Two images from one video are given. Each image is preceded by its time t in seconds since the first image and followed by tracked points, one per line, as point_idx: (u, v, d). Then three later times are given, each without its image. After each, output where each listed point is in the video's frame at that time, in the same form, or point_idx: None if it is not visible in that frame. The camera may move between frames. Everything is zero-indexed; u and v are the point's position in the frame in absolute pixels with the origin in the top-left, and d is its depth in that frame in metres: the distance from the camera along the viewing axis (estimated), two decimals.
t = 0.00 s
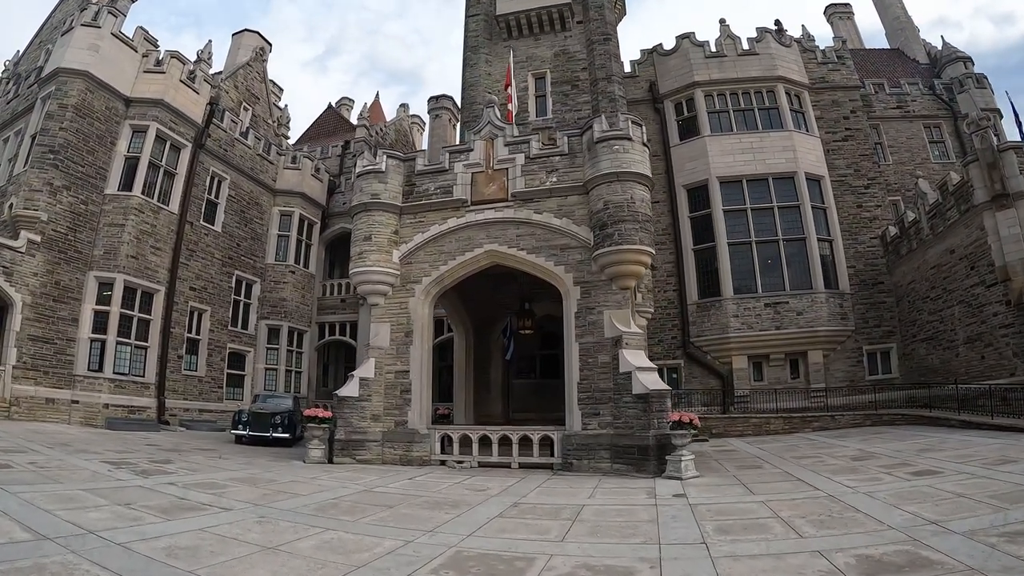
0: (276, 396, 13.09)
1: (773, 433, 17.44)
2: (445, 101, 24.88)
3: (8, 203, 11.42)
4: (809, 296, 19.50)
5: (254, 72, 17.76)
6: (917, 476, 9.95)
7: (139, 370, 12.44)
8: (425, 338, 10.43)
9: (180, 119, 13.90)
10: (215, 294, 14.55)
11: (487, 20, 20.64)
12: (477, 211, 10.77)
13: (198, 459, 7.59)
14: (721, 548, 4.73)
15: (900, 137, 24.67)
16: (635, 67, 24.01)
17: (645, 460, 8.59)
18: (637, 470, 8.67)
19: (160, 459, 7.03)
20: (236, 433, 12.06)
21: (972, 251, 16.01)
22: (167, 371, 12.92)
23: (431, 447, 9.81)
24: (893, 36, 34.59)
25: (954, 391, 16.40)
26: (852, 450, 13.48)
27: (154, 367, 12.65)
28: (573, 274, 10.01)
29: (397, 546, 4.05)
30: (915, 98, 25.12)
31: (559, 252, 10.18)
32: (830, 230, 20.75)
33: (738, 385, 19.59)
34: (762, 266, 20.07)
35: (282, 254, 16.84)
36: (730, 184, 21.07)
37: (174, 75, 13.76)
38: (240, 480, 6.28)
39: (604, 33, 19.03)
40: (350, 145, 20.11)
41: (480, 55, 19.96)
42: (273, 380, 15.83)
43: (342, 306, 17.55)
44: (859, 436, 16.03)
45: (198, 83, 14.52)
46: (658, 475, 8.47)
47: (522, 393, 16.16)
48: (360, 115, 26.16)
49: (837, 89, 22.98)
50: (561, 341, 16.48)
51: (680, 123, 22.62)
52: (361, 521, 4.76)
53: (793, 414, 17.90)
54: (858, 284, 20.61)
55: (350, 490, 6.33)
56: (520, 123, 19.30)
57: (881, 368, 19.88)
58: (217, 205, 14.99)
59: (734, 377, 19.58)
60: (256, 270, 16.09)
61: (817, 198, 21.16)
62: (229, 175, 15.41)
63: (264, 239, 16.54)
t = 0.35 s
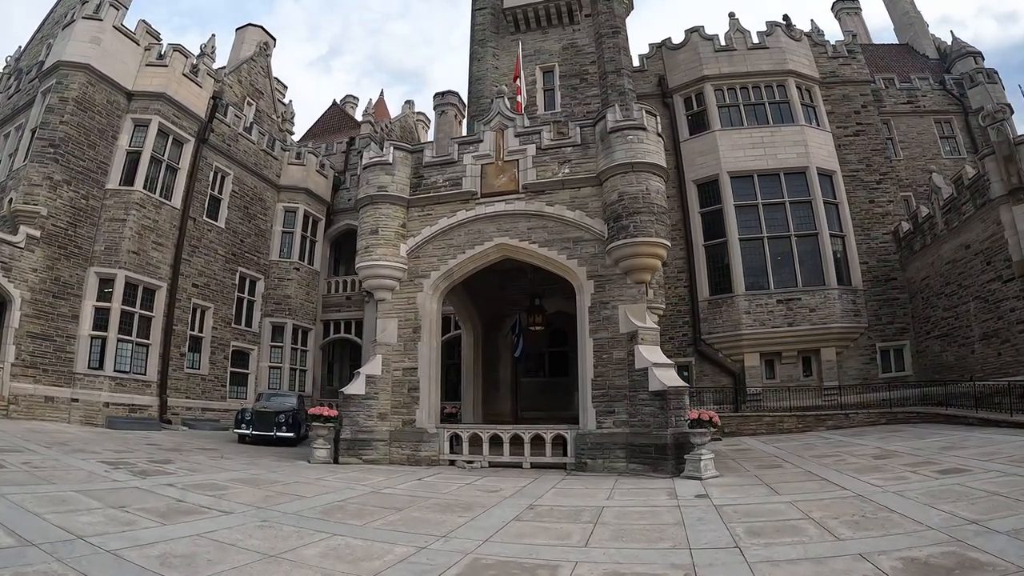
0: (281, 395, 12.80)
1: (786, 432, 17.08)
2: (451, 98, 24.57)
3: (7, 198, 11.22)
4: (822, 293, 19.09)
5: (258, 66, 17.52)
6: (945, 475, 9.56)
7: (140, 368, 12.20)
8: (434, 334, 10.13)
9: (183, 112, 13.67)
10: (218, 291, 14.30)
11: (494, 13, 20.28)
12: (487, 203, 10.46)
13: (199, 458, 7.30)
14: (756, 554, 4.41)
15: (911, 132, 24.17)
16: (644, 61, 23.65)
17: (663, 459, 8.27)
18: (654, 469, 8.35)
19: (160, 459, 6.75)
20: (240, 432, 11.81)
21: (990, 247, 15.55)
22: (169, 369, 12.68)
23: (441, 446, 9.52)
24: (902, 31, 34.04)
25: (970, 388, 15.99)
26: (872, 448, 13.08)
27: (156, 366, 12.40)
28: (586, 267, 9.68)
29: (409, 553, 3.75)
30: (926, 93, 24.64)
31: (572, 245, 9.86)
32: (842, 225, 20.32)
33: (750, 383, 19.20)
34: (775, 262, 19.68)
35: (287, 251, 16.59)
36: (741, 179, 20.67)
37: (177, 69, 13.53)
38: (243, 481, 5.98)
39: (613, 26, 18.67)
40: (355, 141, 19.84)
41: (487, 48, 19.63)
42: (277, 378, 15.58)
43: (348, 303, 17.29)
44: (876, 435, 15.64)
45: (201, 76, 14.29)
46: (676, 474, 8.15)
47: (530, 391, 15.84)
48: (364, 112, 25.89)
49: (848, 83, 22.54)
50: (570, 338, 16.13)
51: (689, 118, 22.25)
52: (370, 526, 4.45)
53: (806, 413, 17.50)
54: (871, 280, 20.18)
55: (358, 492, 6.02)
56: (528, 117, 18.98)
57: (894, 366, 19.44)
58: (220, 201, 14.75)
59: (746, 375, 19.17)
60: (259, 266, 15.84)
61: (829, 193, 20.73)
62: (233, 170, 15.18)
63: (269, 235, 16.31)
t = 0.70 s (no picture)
0: (285, 394, 12.50)
1: (800, 431, 16.71)
2: (457, 94, 24.27)
3: (7, 194, 11.02)
4: (835, 290, 18.69)
5: (262, 61, 17.27)
6: (973, 475, 9.19)
7: (142, 367, 11.96)
8: (443, 330, 9.84)
9: (185, 107, 13.42)
10: (221, 289, 14.06)
11: (500, 7, 19.95)
12: (498, 196, 10.16)
13: (201, 460, 7.02)
14: (795, 564, 4.08)
15: (922, 127, 23.70)
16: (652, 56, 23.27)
17: (682, 459, 7.94)
18: (673, 470, 8.02)
19: (161, 461, 6.47)
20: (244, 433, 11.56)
21: (1007, 243, 15.12)
22: (171, 368, 12.44)
23: (450, 447, 9.22)
24: (911, 26, 33.50)
25: (988, 386, 15.59)
26: (892, 447, 12.68)
27: (158, 365, 12.16)
28: (600, 262, 9.37)
29: (424, 565, 3.44)
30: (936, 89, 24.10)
31: (586, 239, 9.55)
32: (854, 221, 19.91)
33: (762, 381, 18.81)
34: (787, 258, 19.29)
35: (291, 248, 16.33)
36: (753, 174, 20.28)
37: (180, 63, 13.29)
38: (246, 484, 5.70)
39: (622, 19, 18.33)
40: (360, 138, 19.57)
41: (495, 42, 19.32)
42: (282, 377, 15.33)
43: (353, 301, 17.04)
44: (892, 434, 15.27)
45: (204, 71, 14.05)
46: (696, 476, 7.82)
47: (539, 390, 15.54)
48: (369, 109, 25.61)
49: (859, 78, 22.11)
50: (580, 336, 15.85)
51: (699, 113, 21.87)
52: (380, 533, 4.16)
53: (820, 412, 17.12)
54: (884, 277, 19.76)
55: (366, 495, 5.72)
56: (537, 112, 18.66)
57: (908, 364, 19.05)
58: (223, 197, 14.51)
59: (759, 374, 18.79)
60: (264, 264, 15.60)
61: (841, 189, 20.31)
62: (237, 166, 14.93)
63: (273, 232, 16.05)
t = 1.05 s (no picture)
0: (289, 394, 12.22)
1: (814, 431, 16.34)
2: (463, 90, 23.95)
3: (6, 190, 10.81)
4: (848, 287, 18.29)
5: (265, 57, 16.99)
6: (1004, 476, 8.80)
7: (143, 367, 11.71)
8: (452, 328, 9.54)
9: (187, 102, 13.17)
10: (224, 287, 13.81)
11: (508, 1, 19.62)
12: (509, 190, 9.85)
13: (204, 462, 6.75)
14: None
15: (932, 123, 23.21)
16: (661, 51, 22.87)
17: (702, 461, 7.63)
18: (693, 473, 7.70)
19: (161, 464, 6.20)
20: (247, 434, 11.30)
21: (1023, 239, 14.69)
22: (173, 367, 12.20)
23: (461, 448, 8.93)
24: (920, 22, 32.98)
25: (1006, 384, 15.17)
26: (914, 447, 12.29)
27: (159, 365, 11.91)
28: (616, 256, 9.05)
29: None
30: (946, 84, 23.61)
31: (600, 233, 9.23)
32: (866, 218, 19.49)
33: (775, 380, 18.42)
34: (800, 255, 18.90)
35: (295, 246, 16.06)
36: (764, 170, 19.89)
37: (183, 58, 13.04)
38: (249, 489, 5.42)
39: (632, 13, 18.02)
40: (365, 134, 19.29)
41: (502, 36, 19.02)
42: (286, 377, 15.07)
43: (358, 300, 16.78)
44: (910, 433, 14.90)
45: (207, 65, 13.79)
46: (717, 478, 7.50)
47: (546, 390, 15.21)
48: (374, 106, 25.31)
49: (871, 73, 21.69)
50: (589, 334, 15.52)
51: (709, 108, 21.47)
52: (391, 543, 3.86)
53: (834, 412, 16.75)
54: (897, 274, 19.36)
55: (375, 501, 5.42)
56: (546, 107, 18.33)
57: (921, 362, 18.66)
58: (226, 193, 14.25)
59: (771, 372, 18.41)
60: (267, 261, 15.34)
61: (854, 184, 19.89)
62: (240, 162, 14.68)
63: (277, 229, 15.79)
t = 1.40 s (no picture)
0: (291, 393, 11.97)
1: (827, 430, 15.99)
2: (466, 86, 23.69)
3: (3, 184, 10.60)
4: (860, 282, 17.92)
5: (267, 51, 16.75)
6: None
7: (142, 365, 11.47)
8: (459, 322, 9.26)
9: (187, 95, 12.93)
10: (225, 283, 13.56)
11: None
12: (518, 180, 9.57)
13: (201, 462, 6.48)
14: None
15: (942, 119, 22.64)
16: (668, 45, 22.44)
17: (720, 460, 7.32)
18: (711, 472, 7.39)
19: (156, 464, 5.94)
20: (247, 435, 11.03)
21: None
22: (173, 365, 11.96)
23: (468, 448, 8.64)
24: (927, 17, 32.46)
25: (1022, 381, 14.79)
26: (932, 445, 11.94)
27: (158, 363, 11.67)
28: (629, 249, 8.75)
29: None
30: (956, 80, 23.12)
31: (612, 225, 8.94)
32: (877, 213, 19.05)
33: (786, 378, 18.06)
34: (811, 250, 18.54)
35: (297, 242, 15.82)
36: (774, 164, 19.51)
37: (183, 50, 12.80)
38: (248, 490, 5.15)
39: (640, 4, 17.71)
40: (367, 130, 19.03)
41: (507, 29, 18.72)
42: (287, 375, 14.82)
43: (361, 297, 16.54)
44: (926, 431, 14.53)
45: (208, 58, 13.55)
46: (736, 477, 7.20)
47: (552, 388, 14.91)
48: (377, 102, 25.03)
49: (880, 67, 21.27)
50: (596, 331, 15.20)
51: (718, 102, 21.02)
52: (398, 551, 3.57)
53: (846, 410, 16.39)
54: (909, 270, 18.97)
55: (380, 503, 5.14)
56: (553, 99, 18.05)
57: (933, 359, 18.29)
58: (227, 188, 14.01)
59: (782, 369, 18.06)
60: (269, 258, 15.10)
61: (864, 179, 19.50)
62: (241, 157, 14.44)
63: (279, 225, 15.55)
